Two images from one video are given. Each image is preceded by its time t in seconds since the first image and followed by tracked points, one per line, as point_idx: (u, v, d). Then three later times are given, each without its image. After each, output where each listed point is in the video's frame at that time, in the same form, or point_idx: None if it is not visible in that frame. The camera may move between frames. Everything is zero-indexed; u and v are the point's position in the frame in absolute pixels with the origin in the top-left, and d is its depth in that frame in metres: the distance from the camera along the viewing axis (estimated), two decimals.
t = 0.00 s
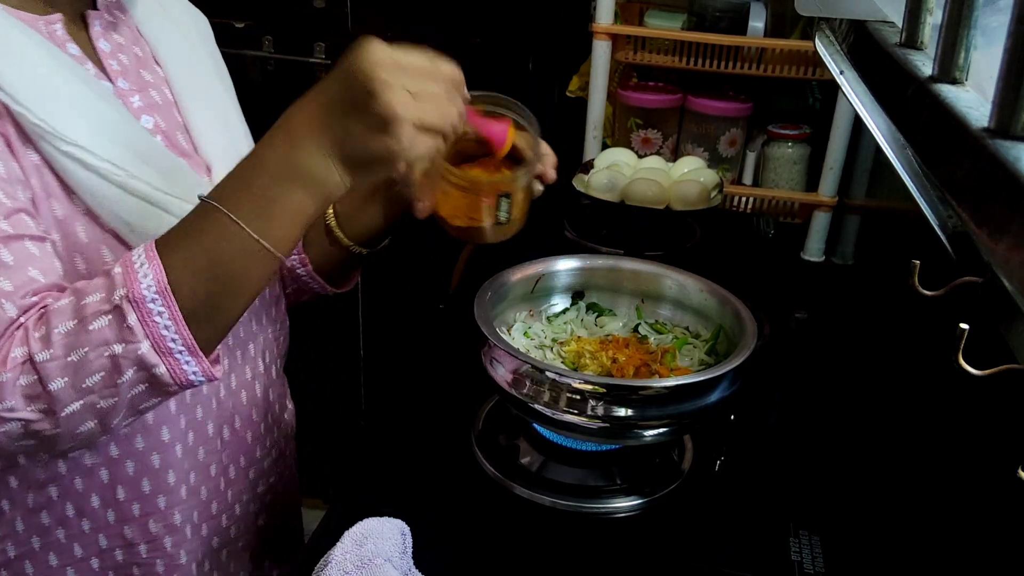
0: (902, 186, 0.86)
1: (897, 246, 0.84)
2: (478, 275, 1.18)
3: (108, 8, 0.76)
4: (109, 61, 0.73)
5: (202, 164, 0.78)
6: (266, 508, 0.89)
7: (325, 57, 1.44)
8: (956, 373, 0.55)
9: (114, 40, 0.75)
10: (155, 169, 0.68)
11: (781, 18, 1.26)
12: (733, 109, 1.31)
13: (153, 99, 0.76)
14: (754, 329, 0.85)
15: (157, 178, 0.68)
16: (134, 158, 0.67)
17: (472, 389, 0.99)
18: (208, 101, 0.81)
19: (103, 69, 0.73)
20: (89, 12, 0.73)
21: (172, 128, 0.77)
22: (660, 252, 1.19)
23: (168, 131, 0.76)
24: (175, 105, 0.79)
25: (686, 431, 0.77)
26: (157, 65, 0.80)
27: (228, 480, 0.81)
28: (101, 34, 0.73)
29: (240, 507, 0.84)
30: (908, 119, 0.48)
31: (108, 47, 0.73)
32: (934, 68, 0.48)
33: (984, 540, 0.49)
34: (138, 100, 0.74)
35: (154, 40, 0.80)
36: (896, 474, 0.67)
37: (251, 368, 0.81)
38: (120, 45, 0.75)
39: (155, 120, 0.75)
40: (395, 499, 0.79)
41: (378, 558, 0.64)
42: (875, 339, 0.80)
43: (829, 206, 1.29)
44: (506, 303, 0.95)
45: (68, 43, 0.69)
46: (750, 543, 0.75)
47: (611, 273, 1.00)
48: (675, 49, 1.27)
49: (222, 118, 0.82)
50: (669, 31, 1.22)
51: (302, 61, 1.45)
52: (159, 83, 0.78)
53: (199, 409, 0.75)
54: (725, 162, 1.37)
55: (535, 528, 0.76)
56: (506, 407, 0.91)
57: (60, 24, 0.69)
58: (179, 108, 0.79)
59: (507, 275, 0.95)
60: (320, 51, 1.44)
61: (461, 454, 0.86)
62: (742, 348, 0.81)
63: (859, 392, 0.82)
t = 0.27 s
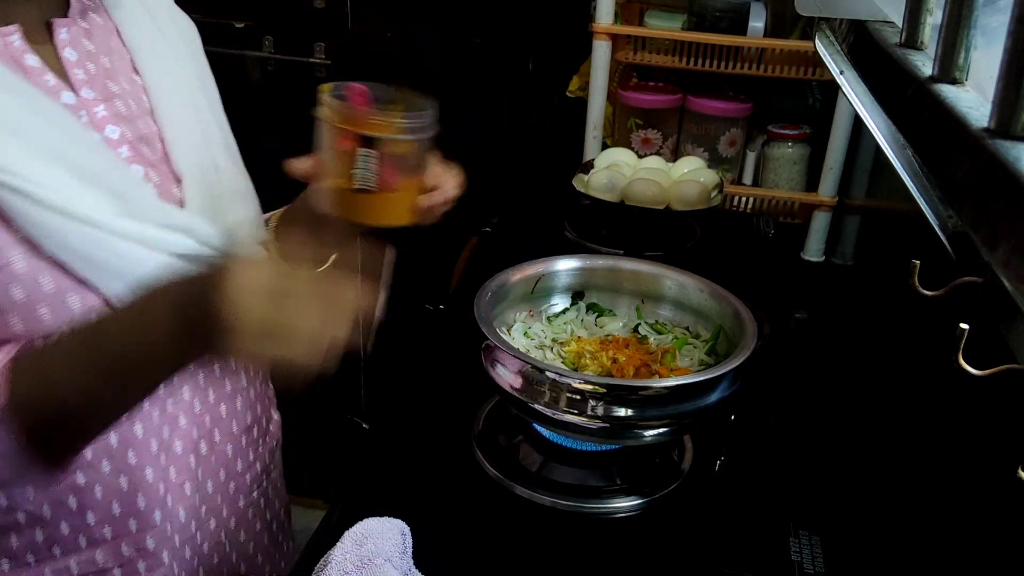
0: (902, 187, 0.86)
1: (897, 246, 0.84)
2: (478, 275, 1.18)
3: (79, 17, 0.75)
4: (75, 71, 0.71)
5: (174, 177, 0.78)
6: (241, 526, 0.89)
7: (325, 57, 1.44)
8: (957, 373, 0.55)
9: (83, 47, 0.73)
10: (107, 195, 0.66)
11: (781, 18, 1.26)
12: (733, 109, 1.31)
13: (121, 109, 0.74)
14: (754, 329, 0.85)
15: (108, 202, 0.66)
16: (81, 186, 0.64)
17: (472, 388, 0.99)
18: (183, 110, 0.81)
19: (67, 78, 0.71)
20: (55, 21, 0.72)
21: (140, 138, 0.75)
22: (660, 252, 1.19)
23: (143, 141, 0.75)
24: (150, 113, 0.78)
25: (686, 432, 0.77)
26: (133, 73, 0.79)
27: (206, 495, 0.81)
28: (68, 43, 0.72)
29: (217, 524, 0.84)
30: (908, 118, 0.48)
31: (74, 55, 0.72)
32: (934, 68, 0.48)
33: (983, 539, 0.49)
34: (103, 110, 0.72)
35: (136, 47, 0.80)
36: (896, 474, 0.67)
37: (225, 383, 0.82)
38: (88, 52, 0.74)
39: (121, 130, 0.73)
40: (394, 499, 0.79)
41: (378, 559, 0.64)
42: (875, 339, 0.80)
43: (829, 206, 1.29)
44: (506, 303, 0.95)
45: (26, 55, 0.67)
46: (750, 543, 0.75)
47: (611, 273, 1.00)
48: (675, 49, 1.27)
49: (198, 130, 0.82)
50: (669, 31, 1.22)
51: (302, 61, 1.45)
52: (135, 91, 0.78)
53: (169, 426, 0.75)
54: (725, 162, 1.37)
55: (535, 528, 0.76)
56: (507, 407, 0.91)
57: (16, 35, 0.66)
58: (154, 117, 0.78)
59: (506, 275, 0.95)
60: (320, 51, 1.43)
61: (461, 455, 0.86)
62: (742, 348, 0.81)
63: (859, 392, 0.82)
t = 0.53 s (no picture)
0: (902, 187, 0.86)
1: (897, 246, 0.85)
2: (479, 276, 1.18)
3: (21, 23, 0.78)
4: (16, 88, 0.74)
5: (123, 193, 0.82)
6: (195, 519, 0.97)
7: (325, 57, 1.43)
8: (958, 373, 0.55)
9: (22, 61, 0.76)
10: (55, 228, 0.70)
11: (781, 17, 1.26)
12: (734, 109, 1.31)
13: (64, 123, 0.77)
14: (754, 329, 0.85)
15: (55, 235, 0.70)
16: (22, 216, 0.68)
17: (472, 388, 0.99)
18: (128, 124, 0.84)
19: (9, 97, 0.74)
20: None
21: (86, 153, 0.79)
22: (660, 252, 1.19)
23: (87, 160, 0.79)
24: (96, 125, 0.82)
25: (686, 432, 0.77)
26: (77, 81, 0.82)
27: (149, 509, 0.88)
28: (8, 59, 0.74)
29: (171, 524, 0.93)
30: (908, 118, 0.48)
31: (14, 71, 0.74)
32: (935, 68, 0.48)
33: (983, 539, 0.49)
34: (46, 128, 0.76)
35: (80, 55, 0.82)
36: (896, 475, 0.67)
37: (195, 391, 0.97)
38: (28, 67, 0.76)
39: (65, 147, 0.77)
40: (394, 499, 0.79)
41: (378, 559, 0.64)
42: (875, 340, 0.81)
43: (829, 206, 1.29)
44: (506, 303, 0.95)
45: None
46: (750, 543, 0.75)
47: (611, 273, 1.00)
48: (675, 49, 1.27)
49: (149, 143, 0.85)
50: (669, 31, 1.22)
51: (302, 62, 1.44)
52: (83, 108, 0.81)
53: (127, 448, 0.85)
54: (725, 162, 1.37)
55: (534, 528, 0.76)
56: (507, 407, 0.90)
57: None
58: (100, 129, 0.82)
59: (506, 275, 0.95)
60: (320, 51, 1.43)
61: (461, 455, 0.85)
62: (742, 349, 0.81)
63: (858, 392, 0.82)
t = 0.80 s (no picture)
0: (903, 187, 0.86)
1: (897, 246, 0.85)
2: (479, 275, 1.18)
3: None
4: None
5: (84, 206, 0.76)
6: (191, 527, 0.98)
7: (325, 57, 1.43)
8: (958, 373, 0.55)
9: None
10: (16, 261, 0.66)
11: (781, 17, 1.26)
12: (733, 109, 1.31)
13: (18, 137, 0.72)
14: (755, 329, 0.85)
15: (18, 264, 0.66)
16: None
17: (472, 387, 0.99)
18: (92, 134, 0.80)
19: None
20: None
21: (43, 166, 0.74)
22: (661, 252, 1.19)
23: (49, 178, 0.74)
24: (48, 134, 0.77)
25: (686, 432, 0.77)
26: (22, 87, 0.76)
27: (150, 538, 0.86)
28: None
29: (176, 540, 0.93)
30: (908, 118, 0.48)
31: None
32: (935, 68, 0.48)
33: (982, 538, 0.49)
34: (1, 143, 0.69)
35: (23, 56, 0.76)
36: (896, 475, 0.67)
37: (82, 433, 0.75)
38: None
39: (23, 161, 0.71)
40: (394, 499, 0.80)
41: (378, 559, 0.64)
42: (875, 340, 0.81)
43: (829, 206, 1.29)
44: (506, 303, 0.95)
45: None
46: (750, 543, 0.75)
47: (612, 273, 1.00)
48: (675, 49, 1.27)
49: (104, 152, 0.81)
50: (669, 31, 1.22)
51: (302, 61, 1.44)
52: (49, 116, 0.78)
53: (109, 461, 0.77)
54: (725, 162, 1.37)
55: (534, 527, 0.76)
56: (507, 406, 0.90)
57: None
58: (52, 137, 0.77)
59: (506, 275, 0.95)
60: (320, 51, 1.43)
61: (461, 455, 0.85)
62: (742, 348, 0.81)
63: (858, 392, 0.82)
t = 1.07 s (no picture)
0: (902, 187, 0.86)
1: (897, 246, 0.85)
2: (479, 275, 1.18)
3: None
4: None
5: (67, 172, 0.63)
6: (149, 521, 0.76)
7: (325, 57, 1.43)
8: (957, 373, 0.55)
9: None
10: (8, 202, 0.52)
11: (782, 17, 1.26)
12: (733, 109, 1.32)
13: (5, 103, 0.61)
14: (755, 329, 0.85)
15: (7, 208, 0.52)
16: None
17: (471, 387, 0.99)
18: None
19: None
20: None
21: (31, 133, 0.62)
22: (661, 252, 1.19)
23: None
24: (31, 109, 0.64)
25: (686, 432, 0.77)
26: None
27: (152, 543, 0.74)
28: None
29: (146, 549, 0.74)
30: (908, 118, 0.48)
31: None
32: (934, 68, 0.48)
33: (981, 537, 0.49)
34: None
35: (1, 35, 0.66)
36: (897, 474, 0.66)
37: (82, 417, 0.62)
38: None
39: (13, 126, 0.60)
40: (394, 498, 0.80)
41: (378, 559, 0.64)
42: (876, 339, 0.81)
43: (829, 206, 1.29)
44: (506, 303, 0.95)
45: None
46: (750, 543, 0.75)
47: (612, 273, 1.00)
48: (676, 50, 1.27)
49: (71, 114, 0.67)
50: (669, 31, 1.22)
51: (302, 62, 1.44)
52: None
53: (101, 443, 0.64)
54: (725, 162, 1.37)
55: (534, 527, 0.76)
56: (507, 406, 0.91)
57: None
58: (35, 111, 0.64)
59: (506, 275, 0.95)
60: (320, 51, 1.43)
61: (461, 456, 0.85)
62: (743, 348, 0.81)
63: (859, 392, 0.82)
